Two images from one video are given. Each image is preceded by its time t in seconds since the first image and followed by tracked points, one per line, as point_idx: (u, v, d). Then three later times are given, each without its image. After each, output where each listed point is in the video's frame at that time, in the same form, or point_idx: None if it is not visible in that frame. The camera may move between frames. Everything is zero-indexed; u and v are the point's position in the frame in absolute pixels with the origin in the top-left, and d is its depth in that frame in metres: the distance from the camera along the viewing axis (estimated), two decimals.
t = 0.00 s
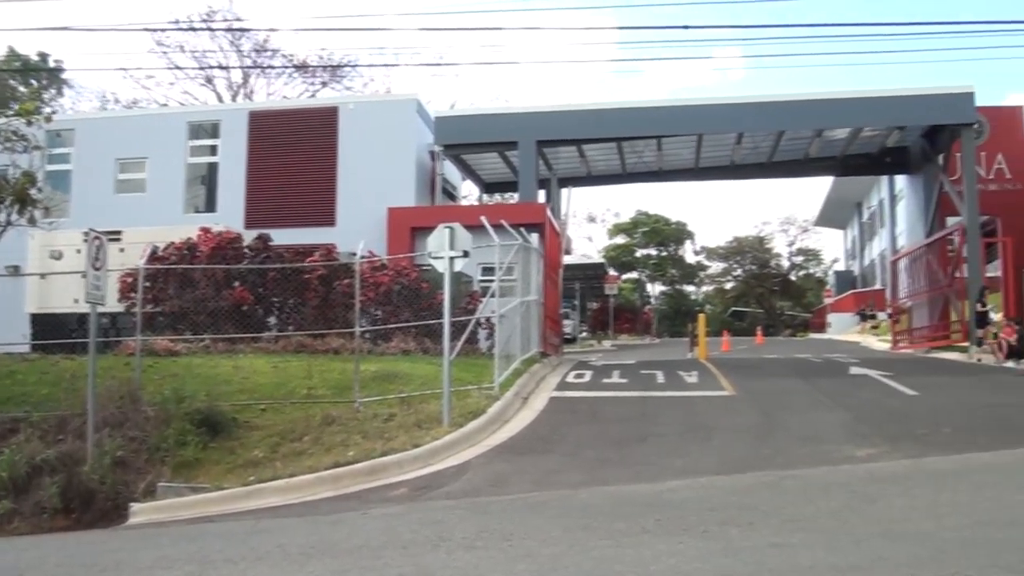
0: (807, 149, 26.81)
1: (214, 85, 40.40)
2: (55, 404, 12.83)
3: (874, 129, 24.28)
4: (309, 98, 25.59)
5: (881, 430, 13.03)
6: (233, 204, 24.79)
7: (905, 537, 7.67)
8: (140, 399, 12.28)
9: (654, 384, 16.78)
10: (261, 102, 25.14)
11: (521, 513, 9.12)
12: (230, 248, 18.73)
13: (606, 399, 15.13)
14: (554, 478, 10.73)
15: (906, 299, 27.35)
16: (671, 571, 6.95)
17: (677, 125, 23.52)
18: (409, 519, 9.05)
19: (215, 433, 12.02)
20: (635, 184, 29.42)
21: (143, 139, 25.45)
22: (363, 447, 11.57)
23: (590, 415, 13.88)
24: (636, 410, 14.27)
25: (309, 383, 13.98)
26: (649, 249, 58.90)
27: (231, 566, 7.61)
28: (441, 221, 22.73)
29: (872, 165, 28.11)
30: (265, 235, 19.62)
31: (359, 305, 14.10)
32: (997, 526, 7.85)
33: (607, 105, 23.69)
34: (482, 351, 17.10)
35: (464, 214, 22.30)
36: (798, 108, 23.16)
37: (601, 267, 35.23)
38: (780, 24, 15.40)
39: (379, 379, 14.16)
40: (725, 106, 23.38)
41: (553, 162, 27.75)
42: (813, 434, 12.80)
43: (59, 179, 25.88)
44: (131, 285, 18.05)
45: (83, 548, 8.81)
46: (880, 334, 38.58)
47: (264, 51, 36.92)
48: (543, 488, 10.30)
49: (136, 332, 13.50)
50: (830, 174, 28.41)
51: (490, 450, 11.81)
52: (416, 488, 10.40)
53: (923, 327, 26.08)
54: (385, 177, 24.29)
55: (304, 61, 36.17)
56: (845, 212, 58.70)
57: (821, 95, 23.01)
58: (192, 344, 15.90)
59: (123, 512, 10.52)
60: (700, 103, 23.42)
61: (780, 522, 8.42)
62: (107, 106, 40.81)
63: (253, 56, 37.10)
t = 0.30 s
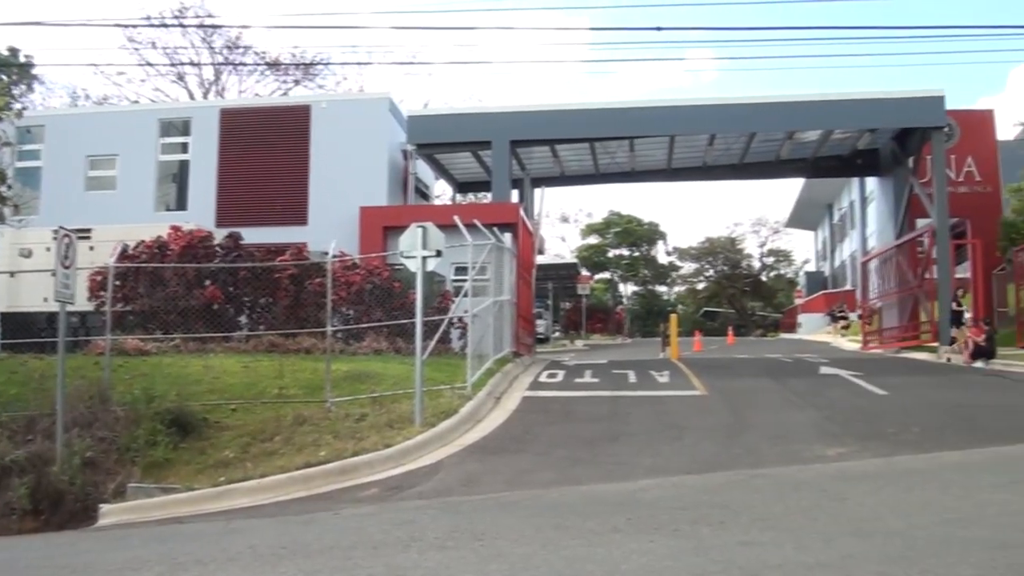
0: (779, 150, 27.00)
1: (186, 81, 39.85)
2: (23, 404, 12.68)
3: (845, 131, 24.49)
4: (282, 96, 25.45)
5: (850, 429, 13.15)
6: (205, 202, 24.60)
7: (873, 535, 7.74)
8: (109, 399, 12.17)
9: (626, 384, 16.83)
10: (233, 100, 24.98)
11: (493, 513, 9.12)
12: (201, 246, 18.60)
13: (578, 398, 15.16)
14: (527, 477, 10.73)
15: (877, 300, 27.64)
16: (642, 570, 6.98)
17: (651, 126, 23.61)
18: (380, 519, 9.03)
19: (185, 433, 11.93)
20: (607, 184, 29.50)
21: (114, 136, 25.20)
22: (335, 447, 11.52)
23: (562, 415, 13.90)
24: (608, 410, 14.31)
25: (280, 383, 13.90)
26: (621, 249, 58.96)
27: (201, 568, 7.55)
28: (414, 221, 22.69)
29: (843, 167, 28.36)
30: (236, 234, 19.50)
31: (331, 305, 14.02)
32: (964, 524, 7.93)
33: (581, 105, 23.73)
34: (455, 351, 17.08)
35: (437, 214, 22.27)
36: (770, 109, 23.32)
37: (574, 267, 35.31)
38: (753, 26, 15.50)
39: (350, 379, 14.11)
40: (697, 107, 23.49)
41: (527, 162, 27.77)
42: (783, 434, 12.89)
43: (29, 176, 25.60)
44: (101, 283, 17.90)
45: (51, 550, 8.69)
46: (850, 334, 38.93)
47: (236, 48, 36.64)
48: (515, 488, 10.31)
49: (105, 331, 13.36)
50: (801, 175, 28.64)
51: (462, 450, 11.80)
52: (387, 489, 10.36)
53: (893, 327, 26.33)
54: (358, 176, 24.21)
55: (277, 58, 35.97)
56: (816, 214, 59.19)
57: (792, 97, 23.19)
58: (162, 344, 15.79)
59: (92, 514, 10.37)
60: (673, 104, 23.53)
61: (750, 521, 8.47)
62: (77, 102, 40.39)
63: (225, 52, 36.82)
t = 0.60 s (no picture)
0: (752, 152, 27.17)
1: (158, 78, 39.63)
2: None
3: (818, 134, 24.69)
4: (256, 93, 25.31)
5: (821, 429, 13.26)
6: (177, 201, 24.41)
7: (844, 534, 7.81)
8: (80, 398, 12.06)
9: (600, 384, 16.87)
10: (206, 97, 24.82)
11: (466, 513, 9.13)
12: (173, 244, 18.47)
13: (552, 398, 15.18)
14: (500, 477, 10.74)
15: (849, 301, 27.89)
16: (615, 569, 7.00)
17: (624, 127, 23.70)
18: (352, 520, 9.00)
19: (156, 434, 11.85)
20: (582, 184, 29.58)
21: (85, 132, 24.97)
22: (307, 447, 11.47)
23: (535, 414, 13.92)
24: (581, 410, 14.35)
25: (253, 382, 13.82)
26: (595, 249, 59.19)
27: (173, 569, 7.50)
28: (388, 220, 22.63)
29: (816, 169, 28.59)
30: (209, 232, 19.37)
31: (303, 305, 13.94)
32: (934, 523, 8.02)
33: (555, 106, 23.77)
34: (428, 351, 17.07)
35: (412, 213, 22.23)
36: (744, 111, 23.46)
37: (548, 267, 35.36)
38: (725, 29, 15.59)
39: (323, 378, 14.05)
40: (671, 108, 23.59)
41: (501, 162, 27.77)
42: (756, 433, 12.98)
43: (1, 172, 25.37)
44: (72, 282, 17.75)
45: (19, 551, 8.60)
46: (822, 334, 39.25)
47: (210, 45, 36.38)
48: (488, 487, 10.31)
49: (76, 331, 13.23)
50: (774, 177, 28.84)
51: (435, 450, 11.78)
52: (360, 489, 10.33)
53: (864, 328, 26.54)
54: (330, 174, 24.12)
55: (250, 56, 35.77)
56: (788, 215, 59.63)
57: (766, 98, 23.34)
58: (134, 343, 15.67)
59: (64, 515, 10.21)
60: (648, 105, 23.61)
61: (722, 520, 8.52)
62: (48, 98, 40.00)
63: (198, 49, 36.55)
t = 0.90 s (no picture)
0: (727, 153, 27.30)
1: (132, 75, 39.28)
2: None
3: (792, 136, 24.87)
4: (230, 91, 25.16)
5: (794, 429, 13.35)
6: (150, 199, 24.21)
7: (816, 533, 7.87)
8: (52, 398, 11.92)
9: (575, 384, 16.88)
10: (180, 95, 24.63)
11: (440, 513, 9.11)
12: (146, 243, 18.33)
13: (527, 398, 15.18)
14: (475, 477, 10.74)
15: (822, 301, 28.10)
16: (589, 569, 7.01)
17: (599, 128, 23.76)
18: (326, 520, 8.96)
19: (129, 434, 11.76)
20: (557, 185, 29.60)
21: (57, 129, 24.73)
22: (281, 447, 11.41)
23: (510, 414, 13.92)
24: (556, 410, 14.37)
25: (226, 382, 13.73)
26: (570, 249, 59.33)
27: (145, 570, 7.44)
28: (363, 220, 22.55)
29: (789, 170, 28.78)
30: (182, 231, 19.23)
31: (277, 304, 13.86)
32: (905, 522, 8.10)
33: (531, 106, 23.78)
34: (403, 350, 17.03)
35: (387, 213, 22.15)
36: (719, 113, 23.57)
37: (524, 267, 35.37)
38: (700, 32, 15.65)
39: (297, 378, 13.99)
40: (647, 109, 23.67)
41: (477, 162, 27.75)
42: (729, 433, 13.06)
43: None
44: (44, 280, 17.58)
45: None
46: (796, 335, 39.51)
47: (185, 42, 36.12)
48: (463, 487, 10.31)
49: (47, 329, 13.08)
50: (749, 178, 29.00)
51: (410, 450, 11.75)
52: (333, 489, 10.29)
53: (837, 328, 26.74)
54: (305, 173, 24.02)
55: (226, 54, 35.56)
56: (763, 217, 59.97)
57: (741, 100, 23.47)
58: (106, 342, 15.53)
59: (35, 516, 10.10)
60: (623, 106, 23.67)
61: (696, 519, 8.56)
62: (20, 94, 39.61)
63: (173, 46, 36.29)
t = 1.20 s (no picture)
0: (697, 154, 27.47)
1: (101, 70, 38.88)
2: None
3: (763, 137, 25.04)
4: (201, 87, 24.97)
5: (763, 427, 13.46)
6: (119, 196, 23.95)
7: (784, 530, 7.94)
8: (18, 397, 11.77)
9: (546, 383, 16.91)
10: (150, 90, 24.38)
11: (410, 513, 9.10)
12: (114, 240, 18.14)
13: (497, 397, 15.17)
14: (446, 476, 10.73)
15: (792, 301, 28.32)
16: (559, 568, 7.02)
17: (571, 128, 23.82)
18: (296, 520, 8.92)
19: (97, 434, 11.64)
20: (528, 184, 29.63)
21: (26, 124, 24.44)
22: (251, 447, 11.34)
23: (481, 413, 13.92)
24: (527, 408, 14.39)
25: (195, 381, 13.62)
26: (542, 249, 59.53)
27: (111, 572, 7.36)
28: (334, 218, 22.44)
29: (760, 171, 28.98)
30: (152, 228, 19.05)
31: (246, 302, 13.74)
32: (872, 519, 8.18)
33: (503, 104, 23.79)
34: (374, 349, 16.98)
35: (358, 211, 22.07)
36: (691, 113, 23.68)
37: (495, 267, 35.37)
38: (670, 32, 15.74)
39: (267, 378, 13.90)
40: (618, 109, 23.74)
41: (448, 161, 27.72)
42: (699, 431, 13.15)
43: None
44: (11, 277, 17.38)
45: None
46: (766, 334, 39.78)
47: (155, 37, 35.79)
48: (433, 486, 10.30)
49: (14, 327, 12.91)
50: (720, 178, 29.17)
51: (381, 449, 11.72)
52: (303, 489, 10.24)
53: (806, 328, 26.96)
54: (276, 170, 23.89)
55: (196, 50, 35.28)
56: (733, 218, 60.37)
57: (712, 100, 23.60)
58: (74, 340, 15.38)
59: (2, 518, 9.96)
60: (595, 105, 23.73)
61: (665, 517, 8.61)
62: None
63: (143, 41, 35.94)
